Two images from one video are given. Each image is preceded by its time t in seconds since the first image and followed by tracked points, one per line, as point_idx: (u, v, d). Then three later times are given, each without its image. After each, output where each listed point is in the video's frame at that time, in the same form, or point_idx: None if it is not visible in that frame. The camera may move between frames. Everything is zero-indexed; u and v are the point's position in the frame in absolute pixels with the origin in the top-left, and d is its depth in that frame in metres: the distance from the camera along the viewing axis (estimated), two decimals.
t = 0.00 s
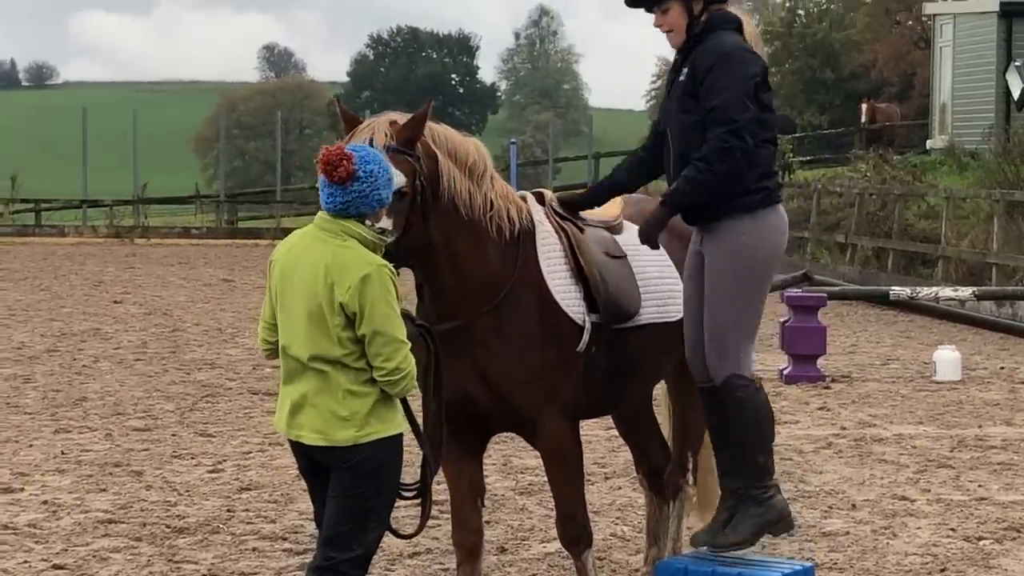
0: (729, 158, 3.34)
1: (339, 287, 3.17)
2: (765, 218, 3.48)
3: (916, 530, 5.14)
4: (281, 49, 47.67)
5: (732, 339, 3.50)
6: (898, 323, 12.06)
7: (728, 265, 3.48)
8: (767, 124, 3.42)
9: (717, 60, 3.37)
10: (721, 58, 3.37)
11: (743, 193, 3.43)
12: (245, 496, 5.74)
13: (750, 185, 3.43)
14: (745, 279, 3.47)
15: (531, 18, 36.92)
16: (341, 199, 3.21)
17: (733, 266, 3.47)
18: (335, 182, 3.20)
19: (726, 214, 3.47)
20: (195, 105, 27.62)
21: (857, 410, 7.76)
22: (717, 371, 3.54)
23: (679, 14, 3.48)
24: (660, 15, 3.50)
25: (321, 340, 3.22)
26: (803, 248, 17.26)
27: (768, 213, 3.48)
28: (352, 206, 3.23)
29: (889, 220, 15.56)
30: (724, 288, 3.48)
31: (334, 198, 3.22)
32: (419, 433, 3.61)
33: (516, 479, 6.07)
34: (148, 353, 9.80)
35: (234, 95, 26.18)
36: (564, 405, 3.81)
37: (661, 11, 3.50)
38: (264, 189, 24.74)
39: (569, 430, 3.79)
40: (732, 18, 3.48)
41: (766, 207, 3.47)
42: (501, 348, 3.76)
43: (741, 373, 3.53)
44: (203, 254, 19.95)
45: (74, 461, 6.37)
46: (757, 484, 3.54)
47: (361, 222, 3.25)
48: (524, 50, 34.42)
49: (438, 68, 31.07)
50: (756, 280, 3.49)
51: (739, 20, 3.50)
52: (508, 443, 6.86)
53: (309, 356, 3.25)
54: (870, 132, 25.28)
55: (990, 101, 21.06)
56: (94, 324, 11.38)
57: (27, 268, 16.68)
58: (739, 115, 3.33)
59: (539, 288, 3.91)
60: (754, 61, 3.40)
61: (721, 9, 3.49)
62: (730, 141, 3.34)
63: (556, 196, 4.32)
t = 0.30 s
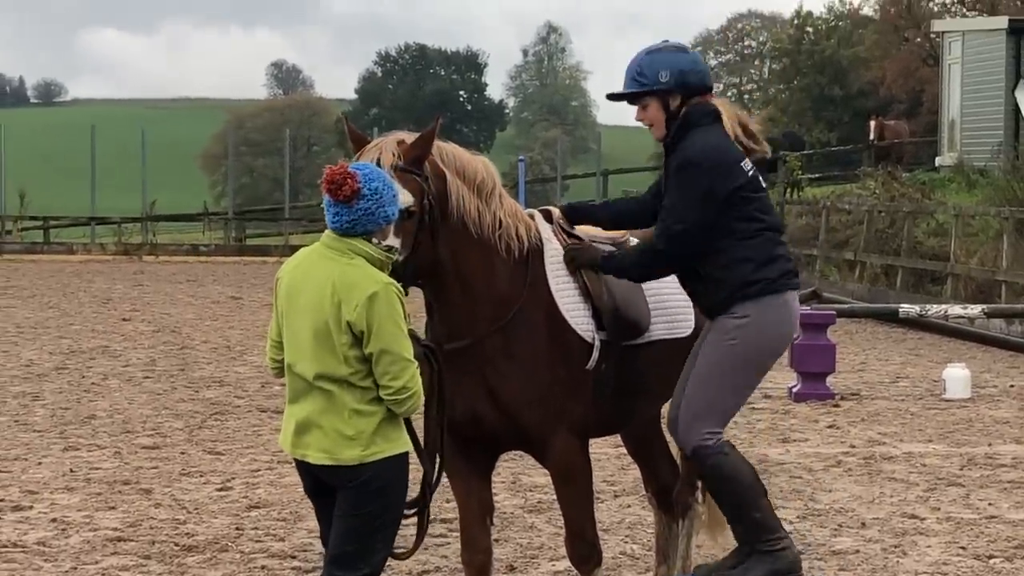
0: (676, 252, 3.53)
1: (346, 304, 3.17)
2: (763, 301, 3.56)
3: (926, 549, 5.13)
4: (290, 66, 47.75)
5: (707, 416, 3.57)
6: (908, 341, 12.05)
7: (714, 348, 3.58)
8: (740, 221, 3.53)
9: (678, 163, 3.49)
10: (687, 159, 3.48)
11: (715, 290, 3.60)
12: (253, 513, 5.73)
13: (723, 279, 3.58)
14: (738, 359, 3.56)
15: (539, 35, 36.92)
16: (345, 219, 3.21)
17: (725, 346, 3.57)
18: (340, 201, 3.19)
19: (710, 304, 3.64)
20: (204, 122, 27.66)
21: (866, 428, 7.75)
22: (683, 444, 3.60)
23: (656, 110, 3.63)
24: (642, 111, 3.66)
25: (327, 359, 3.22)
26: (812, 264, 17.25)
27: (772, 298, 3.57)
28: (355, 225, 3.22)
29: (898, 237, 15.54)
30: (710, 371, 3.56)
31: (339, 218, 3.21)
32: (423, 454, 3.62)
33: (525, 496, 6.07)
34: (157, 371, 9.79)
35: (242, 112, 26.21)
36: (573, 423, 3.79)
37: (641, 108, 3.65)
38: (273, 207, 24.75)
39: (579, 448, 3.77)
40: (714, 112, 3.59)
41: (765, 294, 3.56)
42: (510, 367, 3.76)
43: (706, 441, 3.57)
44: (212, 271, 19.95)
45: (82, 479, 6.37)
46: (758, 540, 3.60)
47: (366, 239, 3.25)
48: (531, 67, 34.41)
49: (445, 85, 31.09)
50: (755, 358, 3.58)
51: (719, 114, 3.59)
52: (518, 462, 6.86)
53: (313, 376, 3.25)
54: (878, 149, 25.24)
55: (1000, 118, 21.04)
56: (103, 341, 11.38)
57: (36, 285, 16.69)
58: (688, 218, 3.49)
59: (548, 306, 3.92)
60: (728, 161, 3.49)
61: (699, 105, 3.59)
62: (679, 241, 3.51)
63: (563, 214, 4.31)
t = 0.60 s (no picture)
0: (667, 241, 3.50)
1: (356, 322, 3.17)
2: (743, 292, 3.50)
3: (936, 567, 5.12)
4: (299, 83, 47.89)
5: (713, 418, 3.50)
6: (918, 358, 12.04)
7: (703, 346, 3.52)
8: (722, 209, 3.50)
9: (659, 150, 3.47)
10: (667, 147, 3.47)
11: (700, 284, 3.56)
12: (264, 531, 5.73)
13: (707, 271, 3.53)
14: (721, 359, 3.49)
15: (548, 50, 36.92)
16: (356, 238, 3.21)
17: (714, 340, 3.51)
18: (353, 219, 3.20)
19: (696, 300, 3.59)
20: (213, 138, 27.70)
21: (876, 445, 7.74)
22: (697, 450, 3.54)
23: (639, 108, 3.60)
24: (623, 111, 3.63)
25: (336, 377, 3.22)
26: (822, 281, 17.27)
27: (755, 288, 3.51)
28: (367, 244, 3.23)
29: (908, 253, 15.53)
30: (705, 363, 3.50)
31: (351, 235, 3.22)
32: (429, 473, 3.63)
33: (535, 514, 6.06)
34: (167, 387, 9.80)
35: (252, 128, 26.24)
36: (582, 441, 3.78)
37: (623, 107, 3.62)
38: (282, 223, 24.78)
39: (588, 466, 3.76)
40: (690, 106, 3.57)
41: (748, 285, 3.51)
42: (519, 383, 3.76)
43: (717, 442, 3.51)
44: (221, 288, 19.99)
45: (93, 497, 6.37)
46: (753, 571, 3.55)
47: (376, 258, 3.26)
48: (540, 83, 34.45)
49: (454, 101, 31.14)
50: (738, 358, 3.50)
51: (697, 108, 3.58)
52: (528, 479, 6.86)
53: (321, 394, 3.24)
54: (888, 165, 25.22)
55: (1008, 135, 21.04)
56: (113, 358, 11.39)
57: (47, 302, 16.72)
58: (673, 206, 3.47)
59: (557, 323, 3.92)
60: (709, 149, 3.46)
61: (676, 100, 3.58)
62: (669, 231, 3.49)
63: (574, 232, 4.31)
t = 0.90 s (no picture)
0: (636, 197, 3.79)
1: (369, 333, 3.15)
2: (723, 242, 3.88)
3: None
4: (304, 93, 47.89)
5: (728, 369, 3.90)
6: (925, 367, 12.02)
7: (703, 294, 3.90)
8: (682, 161, 3.86)
9: (623, 111, 3.80)
10: (631, 107, 3.80)
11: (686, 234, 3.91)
12: (270, 541, 5.72)
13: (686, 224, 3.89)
14: (722, 304, 3.87)
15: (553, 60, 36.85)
16: (363, 247, 3.19)
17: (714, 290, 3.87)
18: (361, 228, 3.19)
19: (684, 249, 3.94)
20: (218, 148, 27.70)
21: (884, 454, 7.73)
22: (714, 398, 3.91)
23: (598, 86, 3.88)
24: (583, 91, 3.91)
25: (345, 387, 3.19)
26: (828, 290, 17.24)
27: (731, 236, 3.87)
28: (374, 252, 3.21)
29: (915, 262, 15.51)
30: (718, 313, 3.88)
31: (358, 244, 3.20)
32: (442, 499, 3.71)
33: (541, 523, 6.05)
34: (172, 398, 9.79)
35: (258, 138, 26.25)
36: (585, 451, 3.74)
37: (584, 86, 3.91)
38: (288, 233, 24.77)
39: (594, 477, 3.72)
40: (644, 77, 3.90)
41: (721, 230, 3.88)
42: (516, 392, 3.73)
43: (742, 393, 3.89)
44: (227, 298, 19.96)
45: (98, 507, 6.36)
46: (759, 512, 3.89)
47: (382, 268, 3.24)
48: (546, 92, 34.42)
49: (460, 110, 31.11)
50: (734, 303, 3.87)
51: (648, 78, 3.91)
52: (533, 489, 6.85)
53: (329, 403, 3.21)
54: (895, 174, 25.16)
55: (1015, 144, 21.02)
56: (119, 368, 11.38)
57: (52, 312, 16.71)
58: (643, 160, 3.77)
59: (557, 333, 3.88)
60: (665, 107, 3.82)
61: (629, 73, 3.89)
62: (640, 185, 3.79)
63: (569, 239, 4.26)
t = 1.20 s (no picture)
0: (656, 246, 3.64)
1: (390, 339, 3.16)
2: (749, 300, 3.67)
3: None
4: (311, 98, 47.94)
5: (733, 428, 3.71)
6: (931, 373, 12.02)
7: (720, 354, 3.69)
8: (714, 218, 3.68)
9: (658, 157, 3.65)
10: (666, 156, 3.64)
11: (702, 292, 3.70)
12: (276, 546, 5.73)
13: (710, 276, 3.69)
14: (738, 366, 3.66)
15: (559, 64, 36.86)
16: (371, 250, 3.20)
17: (731, 349, 3.67)
18: (369, 232, 3.19)
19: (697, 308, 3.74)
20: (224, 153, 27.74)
21: (889, 460, 7.73)
22: (720, 455, 3.76)
23: (630, 127, 3.77)
24: (614, 130, 3.80)
25: (366, 394, 3.18)
26: (834, 295, 17.25)
27: (761, 295, 3.68)
28: (380, 256, 3.21)
29: (920, 268, 15.51)
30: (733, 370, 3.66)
31: (365, 247, 3.20)
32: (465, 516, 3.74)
33: (547, 528, 6.06)
34: (179, 402, 9.79)
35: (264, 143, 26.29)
36: (570, 455, 3.75)
37: (614, 126, 3.79)
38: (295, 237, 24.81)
39: (581, 481, 3.74)
40: (682, 120, 3.76)
41: (749, 293, 3.67)
42: (504, 396, 3.75)
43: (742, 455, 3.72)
44: (233, 303, 19.98)
45: (105, 511, 6.37)
46: (774, 566, 3.76)
47: (386, 271, 3.24)
48: (552, 98, 34.42)
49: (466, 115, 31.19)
50: (755, 366, 3.66)
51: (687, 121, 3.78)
52: (538, 493, 6.85)
53: (349, 411, 3.20)
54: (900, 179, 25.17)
55: (1020, 148, 21.03)
56: (125, 373, 11.39)
57: (58, 317, 16.74)
58: (668, 210, 3.63)
59: (542, 336, 3.89)
60: (704, 158, 3.66)
61: (661, 116, 3.75)
62: (662, 235, 3.63)
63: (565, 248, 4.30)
